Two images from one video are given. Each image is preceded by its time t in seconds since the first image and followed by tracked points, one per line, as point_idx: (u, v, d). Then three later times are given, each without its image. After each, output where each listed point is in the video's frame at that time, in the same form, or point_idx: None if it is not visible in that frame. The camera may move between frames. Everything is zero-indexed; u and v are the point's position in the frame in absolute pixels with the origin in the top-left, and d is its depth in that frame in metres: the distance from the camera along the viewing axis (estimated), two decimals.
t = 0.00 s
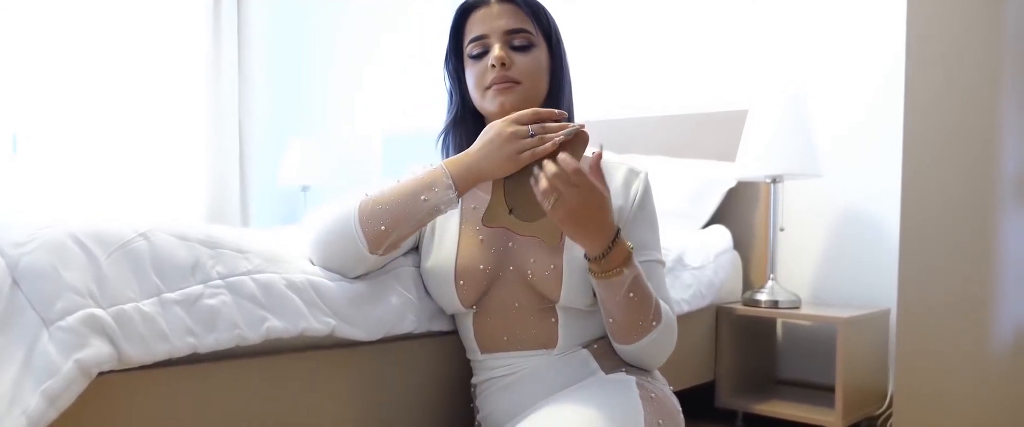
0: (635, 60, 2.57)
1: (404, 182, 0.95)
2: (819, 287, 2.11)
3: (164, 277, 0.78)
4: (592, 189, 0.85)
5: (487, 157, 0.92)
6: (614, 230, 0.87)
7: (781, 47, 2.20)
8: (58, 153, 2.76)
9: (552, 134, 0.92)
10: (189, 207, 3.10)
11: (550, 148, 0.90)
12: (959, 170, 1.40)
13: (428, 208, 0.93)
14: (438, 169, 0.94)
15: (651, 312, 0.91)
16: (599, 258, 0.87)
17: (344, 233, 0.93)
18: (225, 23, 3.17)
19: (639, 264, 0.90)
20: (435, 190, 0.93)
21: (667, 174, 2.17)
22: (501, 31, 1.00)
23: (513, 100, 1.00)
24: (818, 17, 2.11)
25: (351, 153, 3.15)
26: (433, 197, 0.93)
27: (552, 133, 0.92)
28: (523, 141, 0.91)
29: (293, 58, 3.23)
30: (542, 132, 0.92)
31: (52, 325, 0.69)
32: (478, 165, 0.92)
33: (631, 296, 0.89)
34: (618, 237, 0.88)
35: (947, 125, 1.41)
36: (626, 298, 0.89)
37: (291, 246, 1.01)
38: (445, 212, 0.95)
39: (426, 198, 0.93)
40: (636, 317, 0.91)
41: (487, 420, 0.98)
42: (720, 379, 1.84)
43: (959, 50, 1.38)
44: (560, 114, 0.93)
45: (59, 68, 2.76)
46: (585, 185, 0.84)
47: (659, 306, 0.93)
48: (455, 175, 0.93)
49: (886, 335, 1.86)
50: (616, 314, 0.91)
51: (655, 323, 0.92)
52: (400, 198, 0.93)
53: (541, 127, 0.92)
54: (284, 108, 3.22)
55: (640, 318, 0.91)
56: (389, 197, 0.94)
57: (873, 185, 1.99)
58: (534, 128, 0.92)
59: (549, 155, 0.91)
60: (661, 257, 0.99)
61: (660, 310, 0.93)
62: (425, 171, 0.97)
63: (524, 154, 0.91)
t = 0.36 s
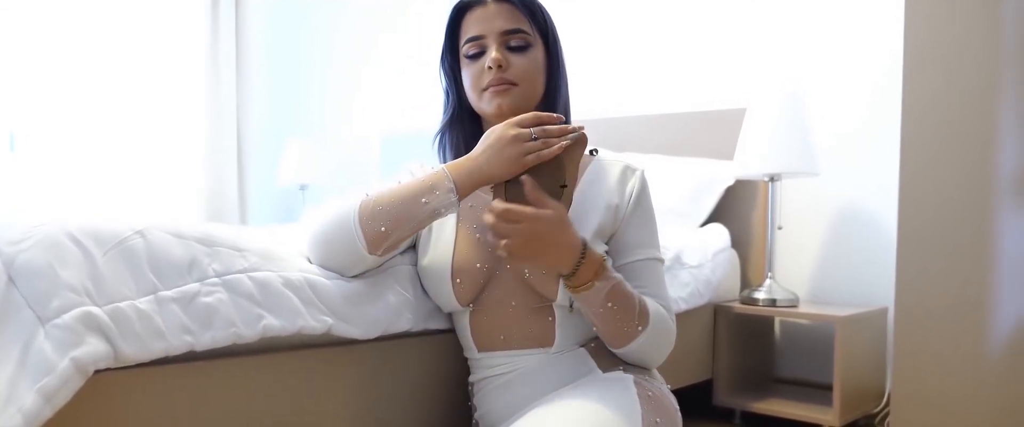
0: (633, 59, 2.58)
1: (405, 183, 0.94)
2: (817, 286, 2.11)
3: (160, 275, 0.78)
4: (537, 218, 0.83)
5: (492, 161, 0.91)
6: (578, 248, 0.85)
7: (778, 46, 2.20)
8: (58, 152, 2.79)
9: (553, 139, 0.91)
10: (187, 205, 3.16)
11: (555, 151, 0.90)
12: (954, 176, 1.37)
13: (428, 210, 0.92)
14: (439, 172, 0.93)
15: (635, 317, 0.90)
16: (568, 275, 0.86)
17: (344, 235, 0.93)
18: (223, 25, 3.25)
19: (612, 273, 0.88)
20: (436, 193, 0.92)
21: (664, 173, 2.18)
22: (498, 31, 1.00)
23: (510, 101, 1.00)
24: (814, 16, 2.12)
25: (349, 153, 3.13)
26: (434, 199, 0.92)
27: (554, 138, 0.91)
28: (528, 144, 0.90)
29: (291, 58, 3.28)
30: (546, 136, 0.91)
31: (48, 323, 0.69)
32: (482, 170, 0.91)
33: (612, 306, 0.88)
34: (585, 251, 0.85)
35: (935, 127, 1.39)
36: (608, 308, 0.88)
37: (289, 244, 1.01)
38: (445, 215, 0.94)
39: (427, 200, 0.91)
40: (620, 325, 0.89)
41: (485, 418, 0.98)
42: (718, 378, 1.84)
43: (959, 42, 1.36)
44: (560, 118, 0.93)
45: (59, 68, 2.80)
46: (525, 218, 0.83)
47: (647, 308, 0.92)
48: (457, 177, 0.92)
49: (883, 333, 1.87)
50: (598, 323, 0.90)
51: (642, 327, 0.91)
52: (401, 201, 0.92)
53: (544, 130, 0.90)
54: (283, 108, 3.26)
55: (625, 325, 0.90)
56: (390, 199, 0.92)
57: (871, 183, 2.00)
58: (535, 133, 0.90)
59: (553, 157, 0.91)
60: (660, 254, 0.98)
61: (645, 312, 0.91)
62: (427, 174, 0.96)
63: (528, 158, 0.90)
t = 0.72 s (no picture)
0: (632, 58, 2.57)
1: (404, 183, 0.94)
2: (814, 285, 2.12)
3: (157, 273, 0.78)
4: (509, 230, 0.91)
5: (496, 159, 0.93)
6: (550, 259, 0.89)
7: (776, 46, 2.21)
8: (57, 151, 2.79)
9: (555, 145, 0.95)
10: (187, 204, 3.17)
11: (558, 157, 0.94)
12: (952, 178, 1.37)
13: (424, 211, 0.92)
14: (438, 172, 0.94)
15: (621, 320, 0.90)
16: (547, 286, 0.89)
17: (343, 233, 0.92)
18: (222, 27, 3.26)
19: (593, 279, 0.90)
20: (434, 194, 0.92)
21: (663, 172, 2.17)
22: (494, 32, 1.00)
23: (506, 102, 1.01)
24: (813, 15, 2.12)
25: (349, 153, 3.16)
26: (432, 200, 0.92)
27: (555, 143, 0.95)
28: (530, 147, 0.93)
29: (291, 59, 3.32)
30: (547, 141, 0.94)
31: (45, 321, 0.69)
32: (485, 170, 0.93)
33: (595, 314, 0.89)
34: (558, 261, 0.89)
35: (933, 128, 1.39)
36: (590, 317, 0.89)
37: (286, 242, 1.01)
38: (442, 216, 0.94)
39: (424, 201, 0.92)
40: (607, 330, 0.90)
41: (482, 417, 0.98)
42: (716, 376, 1.84)
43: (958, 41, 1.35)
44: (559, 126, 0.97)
45: (59, 68, 2.80)
46: (498, 230, 0.91)
47: (634, 308, 0.91)
48: (456, 178, 0.93)
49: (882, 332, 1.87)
50: (587, 330, 0.91)
51: (630, 331, 0.91)
52: (399, 200, 0.92)
53: (546, 135, 0.94)
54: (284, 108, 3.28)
55: (611, 329, 0.90)
56: (388, 198, 0.92)
57: (871, 183, 2.00)
58: (537, 137, 0.94)
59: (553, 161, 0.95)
60: (657, 251, 0.98)
61: (634, 316, 0.91)
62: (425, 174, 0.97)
63: (531, 160, 0.93)
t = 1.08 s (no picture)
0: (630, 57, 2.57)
1: (404, 185, 0.94)
2: (813, 284, 2.12)
3: (155, 272, 0.78)
4: (501, 235, 0.90)
5: (498, 166, 0.92)
6: (545, 262, 0.88)
7: (775, 45, 2.21)
8: (56, 152, 2.79)
9: (560, 160, 0.94)
10: (186, 204, 3.17)
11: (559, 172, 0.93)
12: (947, 179, 1.37)
13: (423, 215, 0.92)
14: (438, 176, 0.94)
15: (618, 320, 0.90)
16: (541, 290, 0.89)
17: (342, 235, 0.92)
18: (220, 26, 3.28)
19: (589, 281, 0.90)
20: (433, 198, 0.92)
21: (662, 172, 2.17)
22: (492, 37, 1.00)
23: (506, 108, 1.01)
24: (812, 14, 2.12)
25: (350, 154, 3.15)
26: (431, 205, 0.92)
27: (560, 158, 0.94)
28: (533, 158, 0.92)
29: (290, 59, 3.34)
30: (551, 154, 0.93)
31: (42, 320, 0.69)
32: (488, 175, 0.93)
33: (591, 315, 0.89)
34: (552, 264, 0.88)
35: (931, 128, 1.39)
36: (587, 318, 0.89)
37: (285, 241, 1.01)
38: (440, 220, 0.94)
39: (423, 205, 0.92)
40: (604, 330, 0.89)
41: (480, 415, 0.98)
42: (715, 375, 1.84)
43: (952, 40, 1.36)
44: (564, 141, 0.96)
45: (58, 68, 2.80)
46: (490, 235, 0.90)
47: (630, 307, 0.91)
48: (456, 181, 0.93)
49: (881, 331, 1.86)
50: (584, 331, 0.91)
51: (627, 330, 0.90)
52: (399, 203, 0.92)
53: (550, 148, 0.93)
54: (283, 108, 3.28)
55: (608, 328, 0.89)
56: (388, 201, 0.92)
57: (871, 182, 2.00)
58: (542, 149, 0.93)
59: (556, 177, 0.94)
60: (655, 248, 0.98)
61: (631, 315, 0.91)
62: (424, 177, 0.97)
63: (533, 171, 0.92)
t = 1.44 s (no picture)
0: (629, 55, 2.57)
1: (405, 188, 0.94)
2: (810, 282, 2.12)
3: (151, 270, 0.78)
4: (493, 239, 0.90)
5: (501, 175, 0.93)
6: (533, 268, 0.88)
7: (774, 43, 2.20)
8: (54, 152, 2.79)
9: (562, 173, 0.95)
10: (185, 204, 3.17)
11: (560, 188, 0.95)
12: (945, 179, 1.37)
13: (424, 220, 0.92)
14: (439, 180, 0.93)
15: (612, 320, 0.89)
16: (534, 292, 0.89)
17: (342, 238, 0.92)
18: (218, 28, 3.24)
19: (581, 281, 0.89)
20: (436, 204, 0.92)
21: (661, 171, 2.17)
22: (493, 43, 0.98)
23: (506, 114, 1.01)
24: (811, 13, 2.12)
25: (349, 153, 3.24)
26: (433, 210, 0.92)
27: (562, 171, 0.95)
28: (537, 171, 0.94)
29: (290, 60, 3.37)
30: (553, 167, 0.95)
31: (38, 318, 0.69)
32: (489, 181, 0.93)
33: (585, 316, 0.88)
34: (542, 266, 0.88)
35: (928, 128, 1.39)
36: (581, 319, 0.88)
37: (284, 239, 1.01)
38: (439, 225, 0.94)
39: (424, 210, 0.91)
40: (599, 330, 0.89)
41: (478, 414, 0.97)
42: (713, 373, 1.84)
43: (950, 38, 1.35)
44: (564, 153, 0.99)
45: (55, 70, 2.79)
46: (483, 241, 0.90)
47: (625, 306, 0.90)
48: (457, 186, 0.93)
49: (879, 330, 1.87)
50: (581, 332, 0.91)
51: (622, 329, 0.90)
52: (401, 206, 0.91)
53: (553, 161, 0.95)
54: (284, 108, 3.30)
55: (602, 329, 0.89)
56: (390, 204, 0.92)
57: (870, 182, 2.00)
58: (546, 162, 0.95)
59: (556, 189, 0.95)
60: (654, 246, 0.97)
61: (626, 314, 0.90)
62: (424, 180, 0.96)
63: (535, 186, 0.94)
